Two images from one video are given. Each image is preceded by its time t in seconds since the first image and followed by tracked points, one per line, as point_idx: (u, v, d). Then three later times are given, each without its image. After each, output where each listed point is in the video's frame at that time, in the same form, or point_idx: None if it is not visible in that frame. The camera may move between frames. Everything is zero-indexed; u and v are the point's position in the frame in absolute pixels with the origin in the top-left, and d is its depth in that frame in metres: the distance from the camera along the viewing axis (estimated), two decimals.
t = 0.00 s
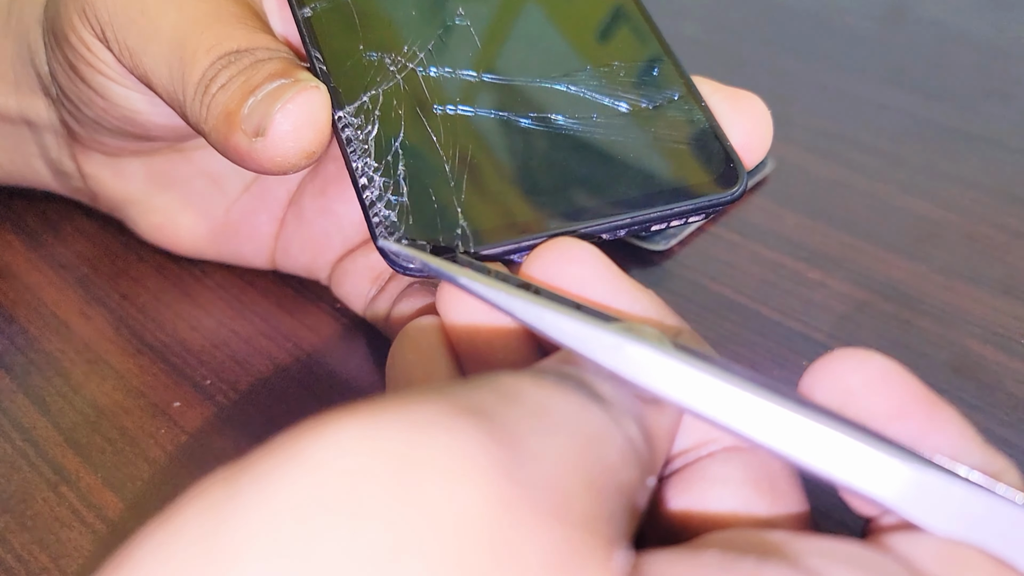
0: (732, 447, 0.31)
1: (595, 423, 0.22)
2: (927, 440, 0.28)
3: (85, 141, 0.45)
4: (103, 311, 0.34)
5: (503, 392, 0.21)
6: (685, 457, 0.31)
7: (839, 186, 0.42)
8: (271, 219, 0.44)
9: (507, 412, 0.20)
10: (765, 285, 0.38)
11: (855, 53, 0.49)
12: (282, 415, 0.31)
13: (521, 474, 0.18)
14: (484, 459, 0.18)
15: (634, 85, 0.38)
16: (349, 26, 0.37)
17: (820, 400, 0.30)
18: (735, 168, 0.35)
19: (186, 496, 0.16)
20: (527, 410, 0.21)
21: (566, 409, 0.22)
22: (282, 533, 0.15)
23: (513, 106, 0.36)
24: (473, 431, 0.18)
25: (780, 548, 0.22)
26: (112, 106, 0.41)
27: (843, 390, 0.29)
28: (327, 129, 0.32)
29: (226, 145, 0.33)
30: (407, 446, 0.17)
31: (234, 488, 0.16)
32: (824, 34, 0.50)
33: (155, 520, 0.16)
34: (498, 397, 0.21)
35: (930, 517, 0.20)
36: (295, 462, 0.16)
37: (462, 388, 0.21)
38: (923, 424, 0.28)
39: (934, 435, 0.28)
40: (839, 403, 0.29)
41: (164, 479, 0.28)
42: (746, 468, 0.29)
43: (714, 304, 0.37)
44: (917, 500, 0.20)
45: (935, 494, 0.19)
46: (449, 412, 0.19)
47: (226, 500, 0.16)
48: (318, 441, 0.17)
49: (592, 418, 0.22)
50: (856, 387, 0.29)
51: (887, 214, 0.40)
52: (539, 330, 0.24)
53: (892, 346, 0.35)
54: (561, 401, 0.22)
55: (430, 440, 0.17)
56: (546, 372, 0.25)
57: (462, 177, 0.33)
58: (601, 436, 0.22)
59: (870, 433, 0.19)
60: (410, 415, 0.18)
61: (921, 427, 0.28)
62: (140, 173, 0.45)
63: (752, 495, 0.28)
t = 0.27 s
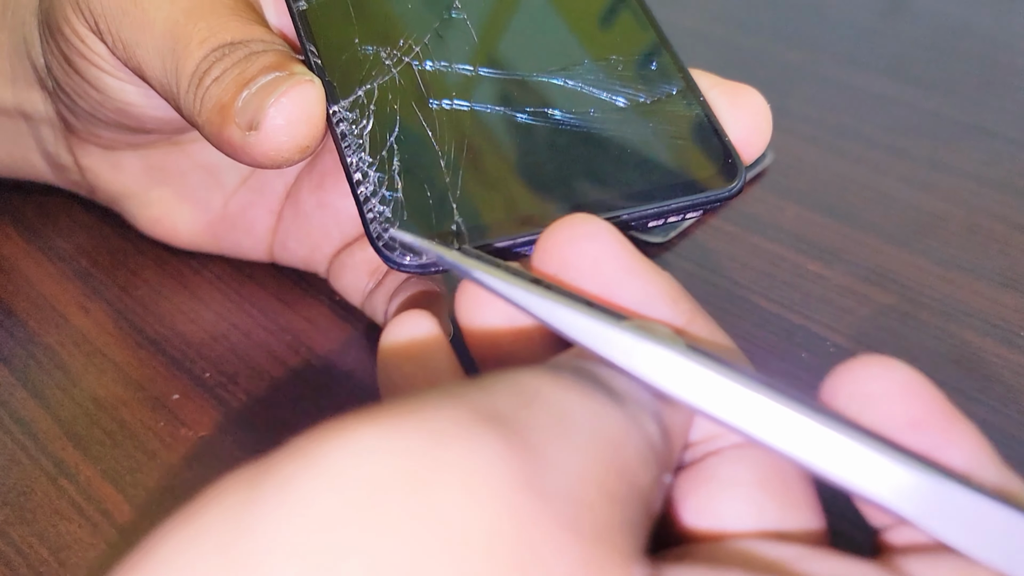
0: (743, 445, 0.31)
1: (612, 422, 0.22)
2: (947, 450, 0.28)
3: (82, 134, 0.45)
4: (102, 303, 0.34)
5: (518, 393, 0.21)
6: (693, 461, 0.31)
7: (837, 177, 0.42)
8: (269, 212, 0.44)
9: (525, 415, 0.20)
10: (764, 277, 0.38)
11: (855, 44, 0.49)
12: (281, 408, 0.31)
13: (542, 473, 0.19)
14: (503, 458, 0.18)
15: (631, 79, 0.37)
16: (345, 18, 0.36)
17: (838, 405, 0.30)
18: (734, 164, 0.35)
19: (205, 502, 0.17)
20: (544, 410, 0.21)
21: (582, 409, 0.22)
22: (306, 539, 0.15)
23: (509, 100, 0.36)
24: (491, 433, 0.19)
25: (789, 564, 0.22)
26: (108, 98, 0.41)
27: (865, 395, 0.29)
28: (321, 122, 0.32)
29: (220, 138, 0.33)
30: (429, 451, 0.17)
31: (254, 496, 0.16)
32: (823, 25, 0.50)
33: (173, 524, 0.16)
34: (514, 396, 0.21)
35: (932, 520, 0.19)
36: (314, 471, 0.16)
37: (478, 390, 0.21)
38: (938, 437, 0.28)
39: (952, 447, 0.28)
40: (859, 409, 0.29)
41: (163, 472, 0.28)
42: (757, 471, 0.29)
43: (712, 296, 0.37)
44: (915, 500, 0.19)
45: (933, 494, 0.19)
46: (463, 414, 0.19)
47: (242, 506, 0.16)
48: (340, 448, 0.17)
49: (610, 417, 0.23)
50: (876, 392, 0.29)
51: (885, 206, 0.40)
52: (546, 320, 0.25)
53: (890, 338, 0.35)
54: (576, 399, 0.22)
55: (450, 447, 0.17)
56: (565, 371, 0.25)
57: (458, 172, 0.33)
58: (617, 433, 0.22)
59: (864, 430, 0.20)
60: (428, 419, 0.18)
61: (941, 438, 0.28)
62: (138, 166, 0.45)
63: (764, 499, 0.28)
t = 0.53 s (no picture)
0: (773, 490, 0.30)
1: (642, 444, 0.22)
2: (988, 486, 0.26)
3: (82, 130, 0.44)
4: (103, 301, 0.34)
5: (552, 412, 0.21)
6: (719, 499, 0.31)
7: (839, 174, 0.42)
8: (270, 208, 0.44)
9: (561, 443, 0.20)
10: (765, 274, 0.38)
11: (856, 40, 0.49)
12: (283, 406, 0.31)
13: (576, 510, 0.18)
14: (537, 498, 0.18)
15: (632, 73, 0.37)
16: (345, 14, 0.36)
17: (882, 432, 0.29)
18: (735, 158, 0.35)
19: (244, 523, 0.17)
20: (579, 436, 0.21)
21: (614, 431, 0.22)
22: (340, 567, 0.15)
23: (510, 96, 0.35)
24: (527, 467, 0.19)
25: None
26: (108, 94, 0.41)
27: (908, 425, 0.28)
28: (321, 119, 0.32)
29: (220, 134, 0.33)
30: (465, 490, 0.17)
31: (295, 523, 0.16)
32: (824, 21, 0.50)
33: (214, 540, 0.17)
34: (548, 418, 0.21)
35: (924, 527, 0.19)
36: (361, 498, 0.16)
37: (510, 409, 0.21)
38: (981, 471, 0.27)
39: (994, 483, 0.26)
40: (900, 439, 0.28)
41: (166, 470, 0.28)
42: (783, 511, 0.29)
43: (713, 294, 0.37)
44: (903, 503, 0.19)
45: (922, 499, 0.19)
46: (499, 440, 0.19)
47: (280, 530, 0.16)
48: (378, 478, 0.17)
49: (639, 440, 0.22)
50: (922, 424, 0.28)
51: (887, 202, 0.40)
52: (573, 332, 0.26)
53: (891, 335, 0.35)
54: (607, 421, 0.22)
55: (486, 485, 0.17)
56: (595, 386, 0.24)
57: (459, 168, 0.33)
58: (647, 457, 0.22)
59: (855, 435, 0.20)
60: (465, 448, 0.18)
61: (986, 475, 0.26)
62: (138, 162, 0.45)
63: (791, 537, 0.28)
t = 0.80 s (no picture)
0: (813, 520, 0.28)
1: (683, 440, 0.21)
2: (988, 530, 0.26)
3: (80, 126, 0.44)
4: (101, 296, 0.35)
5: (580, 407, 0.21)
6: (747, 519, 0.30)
7: (836, 168, 0.42)
8: (268, 203, 0.44)
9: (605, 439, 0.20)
10: (761, 268, 0.38)
11: (853, 34, 0.48)
12: (280, 400, 0.31)
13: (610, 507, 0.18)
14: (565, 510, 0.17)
15: (627, 71, 0.37)
16: (341, 11, 0.36)
17: (878, 470, 0.29)
18: (729, 156, 0.35)
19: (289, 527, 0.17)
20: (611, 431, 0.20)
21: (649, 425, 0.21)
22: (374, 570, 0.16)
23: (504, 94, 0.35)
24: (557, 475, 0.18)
25: None
26: (104, 91, 0.41)
27: (908, 465, 0.28)
28: (314, 120, 0.32)
29: (215, 133, 0.33)
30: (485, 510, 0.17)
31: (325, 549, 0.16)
32: (821, 14, 0.50)
33: (241, 558, 0.17)
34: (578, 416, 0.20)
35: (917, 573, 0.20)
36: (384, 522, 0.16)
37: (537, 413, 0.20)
38: (983, 512, 0.27)
39: (997, 524, 0.27)
40: (901, 480, 0.28)
41: (164, 464, 0.28)
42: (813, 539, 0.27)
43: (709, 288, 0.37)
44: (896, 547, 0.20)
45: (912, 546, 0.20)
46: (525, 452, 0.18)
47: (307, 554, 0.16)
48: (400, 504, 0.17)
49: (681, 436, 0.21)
50: (921, 464, 0.28)
51: (883, 197, 0.40)
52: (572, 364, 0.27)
53: (887, 329, 0.35)
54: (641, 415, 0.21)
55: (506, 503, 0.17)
56: (634, 374, 0.24)
57: (453, 168, 0.32)
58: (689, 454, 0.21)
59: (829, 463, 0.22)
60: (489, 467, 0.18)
61: (986, 515, 0.27)
62: (136, 158, 0.45)
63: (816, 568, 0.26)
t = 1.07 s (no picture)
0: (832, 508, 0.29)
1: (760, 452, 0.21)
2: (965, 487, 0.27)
3: (78, 115, 0.44)
4: (98, 286, 0.34)
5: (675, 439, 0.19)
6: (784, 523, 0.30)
7: (836, 157, 0.41)
8: (266, 193, 0.44)
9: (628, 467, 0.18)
10: (760, 259, 0.38)
11: (856, 23, 0.48)
12: (278, 390, 0.31)
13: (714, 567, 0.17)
14: None
15: (628, 59, 0.36)
16: None
17: (859, 431, 0.29)
18: (730, 145, 0.34)
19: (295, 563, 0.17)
20: (713, 469, 0.18)
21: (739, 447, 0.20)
22: None
23: (504, 82, 0.35)
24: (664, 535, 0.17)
25: None
26: (102, 78, 0.41)
27: (888, 424, 0.29)
28: (316, 106, 0.31)
29: (214, 120, 0.32)
30: None
31: None
32: (822, 3, 0.49)
33: None
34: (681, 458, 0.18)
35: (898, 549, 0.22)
36: None
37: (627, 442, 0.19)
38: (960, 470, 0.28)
39: (973, 482, 0.27)
40: (879, 441, 0.29)
41: (162, 454, 0.28)
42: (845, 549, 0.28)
43: (709, 278, 0.37)
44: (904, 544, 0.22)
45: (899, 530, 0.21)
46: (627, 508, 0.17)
47: None
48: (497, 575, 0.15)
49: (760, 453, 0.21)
50: (901, 423, 0.29)
51: (883, 186, 0.40)
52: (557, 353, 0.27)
53: (886, 320, 0.35)
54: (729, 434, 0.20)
55: None
56: (680, 372, 0.21)
57: (453, 154, 0.32)
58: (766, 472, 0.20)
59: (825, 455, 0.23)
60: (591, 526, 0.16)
61: (962, 474, 0.28)
62: (134, 146, 0.44)
63: None
